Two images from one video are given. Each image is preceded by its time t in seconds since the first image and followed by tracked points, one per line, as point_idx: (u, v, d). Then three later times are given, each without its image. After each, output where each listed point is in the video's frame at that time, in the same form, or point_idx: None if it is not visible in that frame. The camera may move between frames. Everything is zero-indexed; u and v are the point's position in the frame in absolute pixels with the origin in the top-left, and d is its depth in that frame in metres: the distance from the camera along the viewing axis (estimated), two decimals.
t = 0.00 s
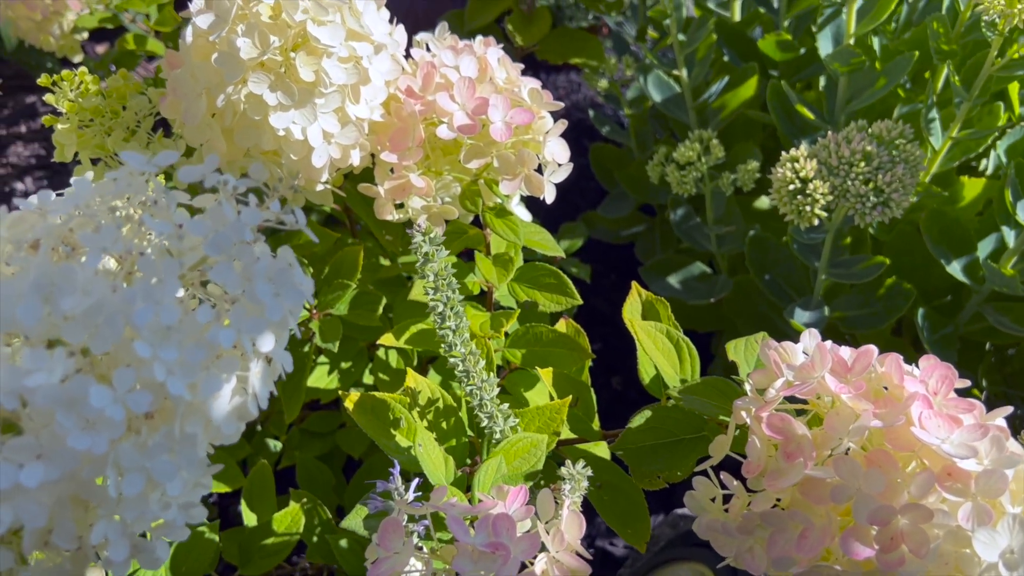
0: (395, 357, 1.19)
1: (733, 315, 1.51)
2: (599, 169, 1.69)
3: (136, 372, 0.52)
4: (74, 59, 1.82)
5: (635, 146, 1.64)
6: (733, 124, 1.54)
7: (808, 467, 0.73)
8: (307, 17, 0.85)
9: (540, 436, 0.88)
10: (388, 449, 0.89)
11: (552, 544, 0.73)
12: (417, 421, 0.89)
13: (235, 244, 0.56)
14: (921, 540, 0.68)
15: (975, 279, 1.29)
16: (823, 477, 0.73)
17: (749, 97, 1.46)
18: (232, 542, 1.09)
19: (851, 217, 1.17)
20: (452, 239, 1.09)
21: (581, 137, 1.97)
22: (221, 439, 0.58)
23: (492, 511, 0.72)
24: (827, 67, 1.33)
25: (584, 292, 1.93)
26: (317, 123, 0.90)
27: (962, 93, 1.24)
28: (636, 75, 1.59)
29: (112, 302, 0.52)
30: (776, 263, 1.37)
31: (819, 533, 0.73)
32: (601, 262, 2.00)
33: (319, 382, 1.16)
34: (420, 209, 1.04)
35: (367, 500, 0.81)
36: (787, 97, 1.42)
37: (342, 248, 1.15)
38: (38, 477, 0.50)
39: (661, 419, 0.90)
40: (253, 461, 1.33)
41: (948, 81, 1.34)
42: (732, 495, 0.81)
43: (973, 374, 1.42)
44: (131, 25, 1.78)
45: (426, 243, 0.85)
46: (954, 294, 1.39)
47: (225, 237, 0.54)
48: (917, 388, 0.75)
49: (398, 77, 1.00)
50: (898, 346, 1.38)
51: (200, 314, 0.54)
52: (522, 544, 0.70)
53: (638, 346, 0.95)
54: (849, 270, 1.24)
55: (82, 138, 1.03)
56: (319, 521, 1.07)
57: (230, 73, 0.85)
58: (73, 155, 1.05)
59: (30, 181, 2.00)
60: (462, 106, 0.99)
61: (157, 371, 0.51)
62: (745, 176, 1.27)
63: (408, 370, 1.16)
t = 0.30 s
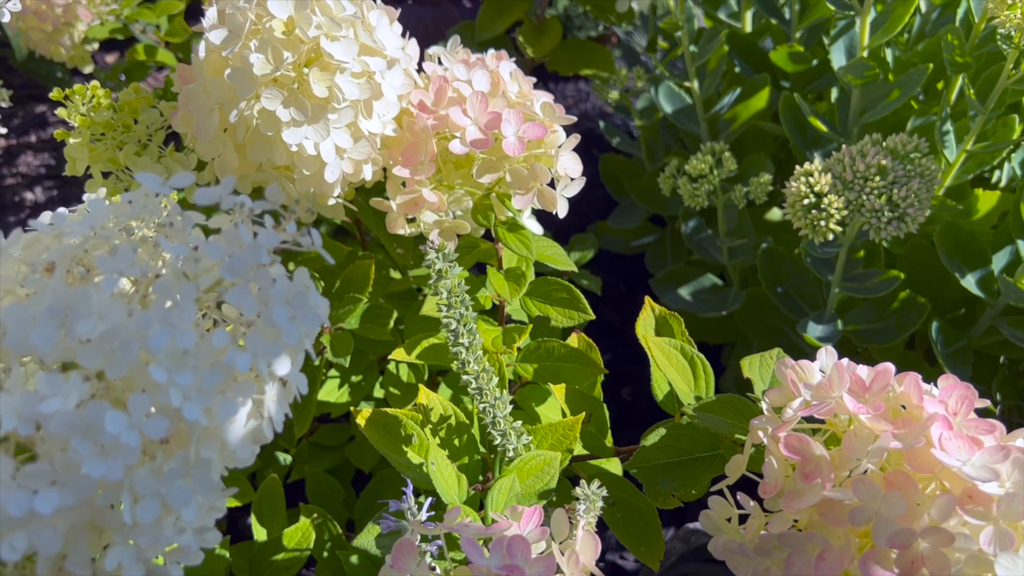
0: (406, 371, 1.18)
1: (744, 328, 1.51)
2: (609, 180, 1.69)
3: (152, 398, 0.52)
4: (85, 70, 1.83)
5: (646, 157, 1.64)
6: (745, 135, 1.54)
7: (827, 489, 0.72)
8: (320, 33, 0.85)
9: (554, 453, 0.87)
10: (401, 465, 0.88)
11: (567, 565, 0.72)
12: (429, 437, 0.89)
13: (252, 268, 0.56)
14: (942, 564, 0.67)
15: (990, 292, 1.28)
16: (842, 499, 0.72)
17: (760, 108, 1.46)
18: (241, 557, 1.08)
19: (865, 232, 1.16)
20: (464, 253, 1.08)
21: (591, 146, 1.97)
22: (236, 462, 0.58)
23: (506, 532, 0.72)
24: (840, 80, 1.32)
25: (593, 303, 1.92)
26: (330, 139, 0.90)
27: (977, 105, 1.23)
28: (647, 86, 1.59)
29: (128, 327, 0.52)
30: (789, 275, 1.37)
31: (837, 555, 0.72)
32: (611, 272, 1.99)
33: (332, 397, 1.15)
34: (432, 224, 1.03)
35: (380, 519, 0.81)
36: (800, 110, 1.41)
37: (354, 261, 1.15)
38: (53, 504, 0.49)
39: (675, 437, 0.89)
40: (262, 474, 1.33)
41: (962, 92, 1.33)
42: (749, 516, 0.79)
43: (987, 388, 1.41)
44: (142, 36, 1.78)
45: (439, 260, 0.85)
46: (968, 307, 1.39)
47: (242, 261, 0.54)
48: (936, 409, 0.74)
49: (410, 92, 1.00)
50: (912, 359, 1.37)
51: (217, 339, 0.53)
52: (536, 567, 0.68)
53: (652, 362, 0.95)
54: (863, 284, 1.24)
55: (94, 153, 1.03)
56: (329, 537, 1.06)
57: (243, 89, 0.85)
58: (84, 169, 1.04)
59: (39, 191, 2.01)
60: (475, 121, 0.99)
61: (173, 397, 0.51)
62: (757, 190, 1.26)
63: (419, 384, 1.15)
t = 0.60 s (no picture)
0: (417, 387, 1.15)
1: (758, 340, 1.50)
2: (621, 191, 1.68)
3: (172, 423, 0.51)
4: (96, 80, 1.82)
5: (658, 168, 1.63)
6: (758, 146, 1.53)
7: (850, 511, 0.71)
8: (337, 48, 0.85)
9: (571, 471, 0.86)
10: (415, 482, 0.87)
11: None
12: (444, 455, 0.88)
13: (273, 290, 0.55)
14: None
15: (1007, 306, 1.25)
16: (866, 521, 0.71)
17: (775, 119, 1.45)
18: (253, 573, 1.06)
19: (882, 245, 1.15)
20: (478, 267, 1.08)
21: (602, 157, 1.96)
22: (254, 486, 0.57)
23: (526, 554, 0.70)
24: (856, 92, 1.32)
25: (605, 314, 1.92)
26: (346, 154, 0.89)
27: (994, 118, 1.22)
28: (660, 97, 1.58)
29: (147, 351, 0.51)
30: (803, 288, 1.36)
31: None
32: (622, 283, 1.99)
33: (345, 411, 1.13)
34: (447, 238, 1.02)
35: (396, 538, 0.80)
36: (815, 121, 1.40)
37: (368, 274, 1.14)
38: (72, 531, 0.49)
39: (694, 455, 0.89)
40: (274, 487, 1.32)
41: (978, 104, 1.32)
42: (770, 538, 0.78)
43: (1004, 402, 1.39)
44: (153, 47, 1.78)
45: (456, 276, 0.84)
46: (983, 320, 1.36)
47: (263, 284, 0.54)
48: (961, 430, 0.73)
49: (425, 106, 0.99)
50: (928, 373, 1.36)
51: (237, 363, 0.53)
52: None
53: (669, 378, 0.94)
54: (879, 298, 1.23)
55: (108, 166, 1.03)
56: (342, 553, 1.05)
57: (259, 104, 0.84)
58: (98, 183, 1.04)
59: (50, 201, 2.01)
60: (491, 135, 0.98)
61: (194, 422, 0.50)
62: (773, 203, 1.25)
63: (433, 399, 1.14)
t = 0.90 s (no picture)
0: (428, 403, 1.15)
1: (769, 356, 1.50)
2: (630, 203, 1.67)
3: (185, 454, 0.51)
4: (105, 92, 1.82)
5: (667, 181, 1.62)
6: (768, 160, 1.53)
7: (867, 537, 0.70)
8: (349, 67, 0.84)
9: (584, 493, 0.85)
10: (426, 502, 0.86)
11: None
12: (455, 475, 0.87)
13: (288, 319, 0.55)
14: None
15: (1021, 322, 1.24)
16: (883, 547, 0.70)
17: (785, 133, 1.44)
18: None
19: (896, 262, 1.14)
20: (489, 283, 1.08)
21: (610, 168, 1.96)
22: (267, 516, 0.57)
23: None
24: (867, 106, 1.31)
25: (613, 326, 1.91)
26: (357, 172, 0.89)
27: (1008, 133, 1.19)
28: (669, 110, 1.57)
29: (162, 382, 0.51)
30: (815, 303, 1.35)
31: None
32: (630, 294, 1.98)
33: (354, 427, 1.12)
34: (457, 255, 1.02)
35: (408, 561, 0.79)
36: (826, 136, 1.40)
37: (378, 290, 1.14)
38: (86, 563, 0.48)
39: (708, 476, 0.88)
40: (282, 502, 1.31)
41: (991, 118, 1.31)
42: (785, 562, 0.78)
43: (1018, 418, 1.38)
44: (162, 59, 1.78)
45: (468, 297, 0.83)
46: (996, 335, 1.36)
47: (278, 313, 0.53)
48: (980, 455, 0.72)
49: (436, 123, 0.99)
50: (941, 388, 1.35)
51: (251, 393, 0.52)
52: None
53: (682, 398, 0.93)
54: (891, 314, 1.22)
55: (118, 183, 1.02)
56: (352, 570, 1.04)
57: (271, 124, 0.84)
58: (108, 200, 1.04)
59: (58, 212, 2.01)
60: (501, 152, 0.98)
61: (207, 453, 0.50)
62: (785, 218, 1.24)
63: (443, 416, 1.13)
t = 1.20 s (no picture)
0: (432, 417, 1.14)
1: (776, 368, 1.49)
2: (635, 214, 1.67)
3: (186, 478, 0.50)
4: (110, 102, 1.82)
5: (673, 192, 1.61)
6: (775, 171, 1.52)
7: (878, 559, 0.69)
8: (353, 81, 0.84)
9: (590, 511, 0.84)
10: (429, 520, 0.85)
11: None
12: (460, 492, 0.86)
13: (291, 341, 0.54)
14: None
15: None
16: (894, 570, 0.69)
17: (792, 144, 1.43)
18: None
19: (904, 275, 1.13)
20: (494, 297, 1.07)
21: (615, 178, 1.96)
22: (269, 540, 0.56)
23: None
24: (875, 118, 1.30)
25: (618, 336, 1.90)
26: (361, 186, 0.88)
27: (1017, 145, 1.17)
28: (675, 121, 1.57)
29: (162, 406, 0.50)
30: (822, 315, 1.34)
31: None
32: (636, 304, 1.97)
33: (357, 440, 1.10)
34: (462, 269, 1.01)
35: None
36: (833, 147, 1.39)
37: (383, 303, 1.13)
38: None
39: (715, 495, 0.87)
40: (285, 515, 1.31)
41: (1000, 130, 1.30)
42: None
43: None
44: (167, 69, 1.78)
45: (474, 313, 0.82)
46: (1006, 348, 1.33)
47: (281, 335, 0.52)
48: (993, 476, 0.71)
49: (441, 136, 0.99)
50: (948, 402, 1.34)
51: (253, 416, 0.51)
52: None
53: (689, 414, 0.92)
54: (900, 328, 1.21)
55: (121, 197, 1.02)
56: None
57: (274, 138, 0.83)
58: (111, 213, 1.03)
59: (62, 222, 2.00)
60: (507, 166, 0.97)
61: (208, 478, 0.49)
62: (792, 230, 1.23)
63: (447, 430, 1.12)
